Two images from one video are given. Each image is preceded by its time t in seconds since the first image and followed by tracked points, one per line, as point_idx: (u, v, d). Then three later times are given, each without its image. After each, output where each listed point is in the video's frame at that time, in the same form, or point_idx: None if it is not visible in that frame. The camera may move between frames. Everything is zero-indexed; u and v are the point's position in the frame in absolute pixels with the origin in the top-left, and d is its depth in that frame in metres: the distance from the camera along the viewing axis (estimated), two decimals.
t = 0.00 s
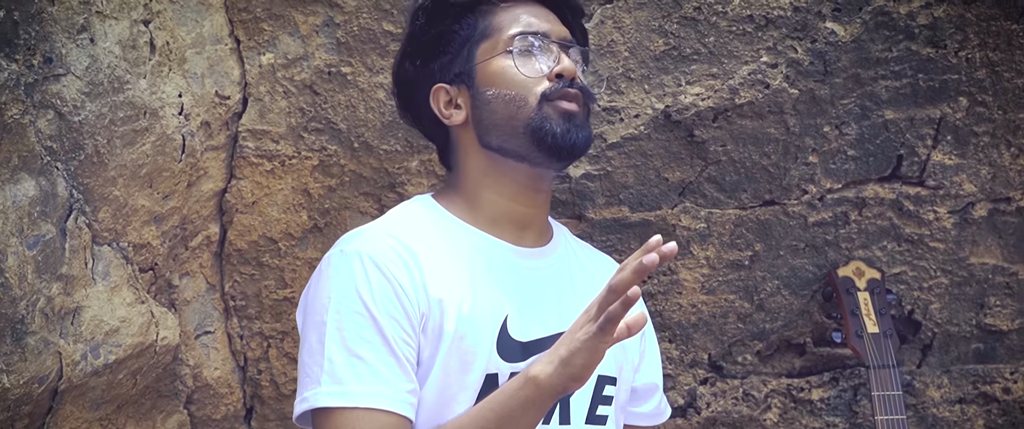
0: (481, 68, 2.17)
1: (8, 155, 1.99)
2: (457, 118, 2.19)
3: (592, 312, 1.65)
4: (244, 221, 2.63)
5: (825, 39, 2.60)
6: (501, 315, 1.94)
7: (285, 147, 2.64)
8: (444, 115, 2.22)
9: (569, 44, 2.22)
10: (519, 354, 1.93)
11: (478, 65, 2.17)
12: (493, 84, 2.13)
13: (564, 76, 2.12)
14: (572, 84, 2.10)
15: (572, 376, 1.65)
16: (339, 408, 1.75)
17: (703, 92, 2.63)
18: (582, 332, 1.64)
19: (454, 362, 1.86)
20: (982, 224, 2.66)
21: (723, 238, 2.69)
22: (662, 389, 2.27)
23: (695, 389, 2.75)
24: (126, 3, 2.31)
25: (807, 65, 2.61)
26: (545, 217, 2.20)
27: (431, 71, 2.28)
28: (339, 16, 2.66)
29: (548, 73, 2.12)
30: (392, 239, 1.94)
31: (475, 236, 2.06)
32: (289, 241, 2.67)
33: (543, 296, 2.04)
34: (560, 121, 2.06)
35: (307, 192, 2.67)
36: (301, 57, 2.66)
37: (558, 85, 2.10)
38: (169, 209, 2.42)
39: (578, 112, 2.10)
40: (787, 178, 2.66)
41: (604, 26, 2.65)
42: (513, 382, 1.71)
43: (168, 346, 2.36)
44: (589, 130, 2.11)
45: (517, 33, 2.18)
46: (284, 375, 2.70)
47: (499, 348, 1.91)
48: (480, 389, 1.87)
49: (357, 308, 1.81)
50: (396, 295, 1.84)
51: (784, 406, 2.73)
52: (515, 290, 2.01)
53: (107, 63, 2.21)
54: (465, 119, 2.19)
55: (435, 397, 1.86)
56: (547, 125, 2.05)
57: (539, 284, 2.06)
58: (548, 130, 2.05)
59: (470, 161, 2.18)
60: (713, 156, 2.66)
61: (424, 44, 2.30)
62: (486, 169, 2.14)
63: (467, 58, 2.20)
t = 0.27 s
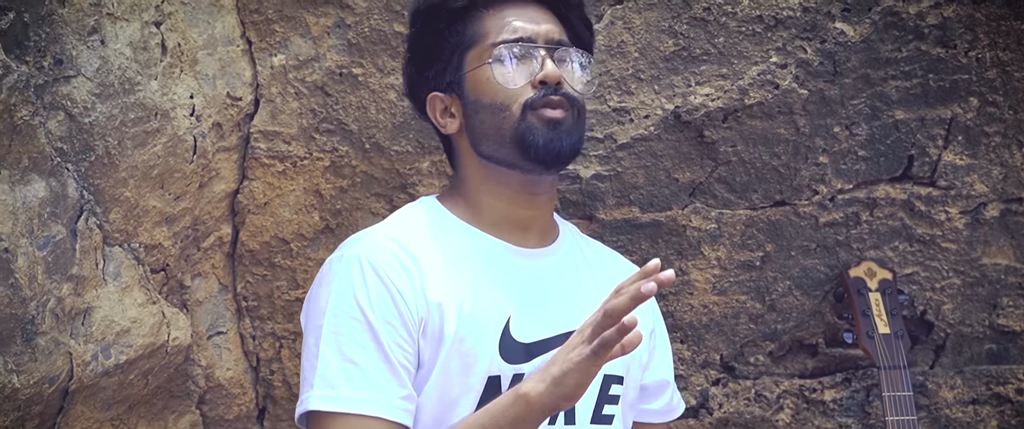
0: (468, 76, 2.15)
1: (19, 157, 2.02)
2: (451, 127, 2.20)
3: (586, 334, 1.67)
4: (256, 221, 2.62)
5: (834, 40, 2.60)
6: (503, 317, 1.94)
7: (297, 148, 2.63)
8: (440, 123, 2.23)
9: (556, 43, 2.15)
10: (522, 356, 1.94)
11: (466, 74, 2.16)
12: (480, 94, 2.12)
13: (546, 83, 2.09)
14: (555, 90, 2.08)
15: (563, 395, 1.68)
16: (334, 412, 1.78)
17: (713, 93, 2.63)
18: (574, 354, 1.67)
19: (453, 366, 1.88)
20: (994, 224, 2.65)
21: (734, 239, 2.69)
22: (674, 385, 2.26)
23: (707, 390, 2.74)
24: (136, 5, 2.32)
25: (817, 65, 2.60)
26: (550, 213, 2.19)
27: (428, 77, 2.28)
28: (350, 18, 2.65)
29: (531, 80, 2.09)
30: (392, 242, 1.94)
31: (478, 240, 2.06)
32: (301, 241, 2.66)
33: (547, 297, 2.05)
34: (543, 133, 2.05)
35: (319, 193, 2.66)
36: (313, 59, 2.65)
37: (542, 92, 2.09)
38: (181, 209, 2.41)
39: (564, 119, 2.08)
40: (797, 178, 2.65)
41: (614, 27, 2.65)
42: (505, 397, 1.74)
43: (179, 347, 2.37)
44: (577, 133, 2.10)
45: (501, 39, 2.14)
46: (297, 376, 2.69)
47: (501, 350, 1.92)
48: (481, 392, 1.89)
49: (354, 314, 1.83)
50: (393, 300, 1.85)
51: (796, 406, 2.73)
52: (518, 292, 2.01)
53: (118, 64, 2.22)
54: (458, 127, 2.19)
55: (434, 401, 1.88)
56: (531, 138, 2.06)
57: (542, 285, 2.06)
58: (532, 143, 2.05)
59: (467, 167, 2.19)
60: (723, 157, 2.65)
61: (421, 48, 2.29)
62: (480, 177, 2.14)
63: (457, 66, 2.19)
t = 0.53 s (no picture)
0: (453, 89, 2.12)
1: (31, 155, 2.04)
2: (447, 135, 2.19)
3: (571, 347, 1.68)
4: (270, 219, 2.62)
5: (845, 37, 2.59)
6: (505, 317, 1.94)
7: (309, 146, 2.63)
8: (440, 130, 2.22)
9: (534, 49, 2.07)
10: (524, 355, 1.94)
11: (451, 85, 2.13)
12: (462, 105, 2.08)
13: (522, 95, 2.03)
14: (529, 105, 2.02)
15: (549, 407, 1.69)
16: (326, 413, 1.80)
17: (723, 90, 2.63)
18: (558, 365, 1.68)
19: (451, 367, 1.88)
20: (1007, 220, 2.64)
21: (746, 235, 2.69)
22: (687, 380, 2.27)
23: (720, 386, 2.74)
24: (149, 4, 2.33)
25: (827, 62, 2.60)
26: (550, 212, 2.14)
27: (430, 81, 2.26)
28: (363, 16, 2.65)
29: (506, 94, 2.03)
30: (392, 243, 1.95)
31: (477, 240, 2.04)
32: (314, 238, 2.66)
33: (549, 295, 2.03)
34: (519, 149, 2.01)
35: (332, 190, 2.65)
36: (326, 57, 2.64)
37: (517, 106, 2.03)
38: (194, 207, 2.43)
39: (543, 132, 2.03)
40: (809, 175, 2.65)
41: (625, 25, 2.65)
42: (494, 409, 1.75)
43: (193, 343, 2.38)
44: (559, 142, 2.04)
45: (479, 49, 2.07)
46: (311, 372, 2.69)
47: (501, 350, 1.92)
48: (481, 392, 1.89)
49: (350, 316, 1.85)
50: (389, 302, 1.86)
51: (809, 402, 2.73)
52: (519, 290, 2.00)
53: (130, 63, 2.24)
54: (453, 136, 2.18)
55: (432, 401, 1.89)
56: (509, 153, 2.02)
57: (545, 283, 2.04)
58: (510, 159, 2.02)
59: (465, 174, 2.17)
60: (734, 154, 2.66)
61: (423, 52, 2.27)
62: (471, 182, 2.11)
63: (445, 72, 2.15)
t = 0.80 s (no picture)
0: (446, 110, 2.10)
1: (44, 165, 2.06)
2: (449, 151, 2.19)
3: (561, 364, 1.69)
4: (284, 228, 2.64)
5: (856, 45, 2.59)
6: (509, 327, 1.92)
7: (323, 155, 2.64)
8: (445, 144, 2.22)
9: (519, 76, 2.02)
10: (529, 365, 1.91)
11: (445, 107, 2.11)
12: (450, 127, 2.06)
13: (504, 122, 1.98)
14: (508, 134, 1.98)
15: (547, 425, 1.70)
16: (326, 424, 1.80)
17: (735, 98, 2.64)
18: (552, 383, 1.69)
19: (453, 378, 1.87)
20: (1021, 228, 2.63)
21: (759, 243, 2.69)
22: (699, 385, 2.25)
23: (734, 394, 2.74)
24: (163, 15, 2.36)
25: (838, 70, 2.60)
26: (550, 226, 2.11)
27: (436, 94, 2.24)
28: (376, 26, 2.66)
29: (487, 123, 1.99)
30: (395, 253, 1.94)
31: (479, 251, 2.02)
32: (328, 247, 2.67)
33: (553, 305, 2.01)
34: (500, 177, 1.97)
35: (346, 199, 2.67)
36: (339, 67, 2.66)
37: (498, 135, 1.98)
38: (208, 216, 2.44)
39: (526, 159, 1.98)
40: (821, 183, 2.65)
41: (637, 34, 2.66)
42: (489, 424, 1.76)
43: (207, 352, 2.39)
44: (542, 169, 2.00)
45: (466, 73, 2.03)
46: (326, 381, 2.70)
47: (506, 360, 1.90)
48: (486, 402, 1.87)
49: (351, 327, 1.84)
50: (391, 312, 1.85)
51: (825, 410, 2.73)
52: (523, 300, 1.98)
53: (143, 74, 2.27)
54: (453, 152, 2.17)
55: (435, 412, 1.88)
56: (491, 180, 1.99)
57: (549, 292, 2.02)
58: (493, 186, 1.99)
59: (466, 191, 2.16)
60: (746, 162, 2.66)
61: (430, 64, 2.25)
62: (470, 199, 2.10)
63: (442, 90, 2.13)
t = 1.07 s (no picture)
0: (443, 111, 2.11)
1: (55, 162, 2.08)
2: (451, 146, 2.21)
3: (574, 374, 1.70)
4: (297, 225, 2.66)
5: (866, 41, 2.58)
6: (512, 327, 1.94)
7: (336, 152, 2.65)
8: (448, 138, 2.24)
9: (510, 87, 2.00)
10: (532, 364, 1.94)
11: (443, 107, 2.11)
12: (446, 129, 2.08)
13: (492, 133, 1.99)
14: (495, 148, 1.98)
15: None
16: (333, 425, 1.82)
17: (746, 94, 2.63)
18: (570, 395, 1.71)
19: (458, 378, 1.89)
20: None
21: (771, 239, 2.69)
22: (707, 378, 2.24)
23: (748, 389, 2.76)
24: (176, 13, 2.36)
25: (848, 66, 2.59)
26: (549, 227, 2.12)
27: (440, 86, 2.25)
28: (389, 23, 2.66)
29: (477, 133, 2.00)
30: (399, 254, 1.95)
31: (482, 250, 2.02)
32: (342, 244, 2.69)
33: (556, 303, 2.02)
34: (487, 188, 1.99)
35: (359, 196, 2.68)
36: (352, 64, 2.66)
37: (486, 147, 1.99)
38: (221, 213, 2.45)
39: (513, 171, 1.99)
40: (833, 178, 2.65)
41: (648, 30, 2.66)
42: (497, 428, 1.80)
43: (220, 348, 2.41)
44: (530, 181, 2.01)
45: (458, 81, 2.02)
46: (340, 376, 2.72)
47: (509, 360, 1.92)
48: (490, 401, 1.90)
49: (357, 329, 1.85)
50: (396, 314, 1.87)
51: (837, 406, 2.74)
52: (527, 299, 1.99)
53: (156, 72, 2.28)
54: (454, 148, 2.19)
55: (440, 412, 1.90)
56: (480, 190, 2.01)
57: (552, 291, 2.03)
58: (482, 196, 2.00)
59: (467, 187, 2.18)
60: (757, 158, 2.65)
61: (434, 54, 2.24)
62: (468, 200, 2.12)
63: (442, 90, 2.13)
